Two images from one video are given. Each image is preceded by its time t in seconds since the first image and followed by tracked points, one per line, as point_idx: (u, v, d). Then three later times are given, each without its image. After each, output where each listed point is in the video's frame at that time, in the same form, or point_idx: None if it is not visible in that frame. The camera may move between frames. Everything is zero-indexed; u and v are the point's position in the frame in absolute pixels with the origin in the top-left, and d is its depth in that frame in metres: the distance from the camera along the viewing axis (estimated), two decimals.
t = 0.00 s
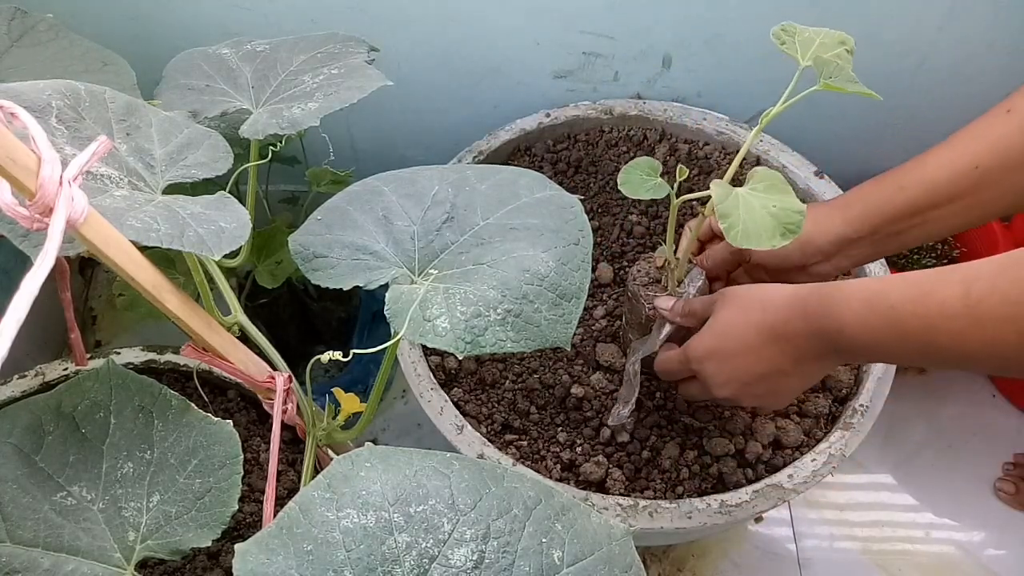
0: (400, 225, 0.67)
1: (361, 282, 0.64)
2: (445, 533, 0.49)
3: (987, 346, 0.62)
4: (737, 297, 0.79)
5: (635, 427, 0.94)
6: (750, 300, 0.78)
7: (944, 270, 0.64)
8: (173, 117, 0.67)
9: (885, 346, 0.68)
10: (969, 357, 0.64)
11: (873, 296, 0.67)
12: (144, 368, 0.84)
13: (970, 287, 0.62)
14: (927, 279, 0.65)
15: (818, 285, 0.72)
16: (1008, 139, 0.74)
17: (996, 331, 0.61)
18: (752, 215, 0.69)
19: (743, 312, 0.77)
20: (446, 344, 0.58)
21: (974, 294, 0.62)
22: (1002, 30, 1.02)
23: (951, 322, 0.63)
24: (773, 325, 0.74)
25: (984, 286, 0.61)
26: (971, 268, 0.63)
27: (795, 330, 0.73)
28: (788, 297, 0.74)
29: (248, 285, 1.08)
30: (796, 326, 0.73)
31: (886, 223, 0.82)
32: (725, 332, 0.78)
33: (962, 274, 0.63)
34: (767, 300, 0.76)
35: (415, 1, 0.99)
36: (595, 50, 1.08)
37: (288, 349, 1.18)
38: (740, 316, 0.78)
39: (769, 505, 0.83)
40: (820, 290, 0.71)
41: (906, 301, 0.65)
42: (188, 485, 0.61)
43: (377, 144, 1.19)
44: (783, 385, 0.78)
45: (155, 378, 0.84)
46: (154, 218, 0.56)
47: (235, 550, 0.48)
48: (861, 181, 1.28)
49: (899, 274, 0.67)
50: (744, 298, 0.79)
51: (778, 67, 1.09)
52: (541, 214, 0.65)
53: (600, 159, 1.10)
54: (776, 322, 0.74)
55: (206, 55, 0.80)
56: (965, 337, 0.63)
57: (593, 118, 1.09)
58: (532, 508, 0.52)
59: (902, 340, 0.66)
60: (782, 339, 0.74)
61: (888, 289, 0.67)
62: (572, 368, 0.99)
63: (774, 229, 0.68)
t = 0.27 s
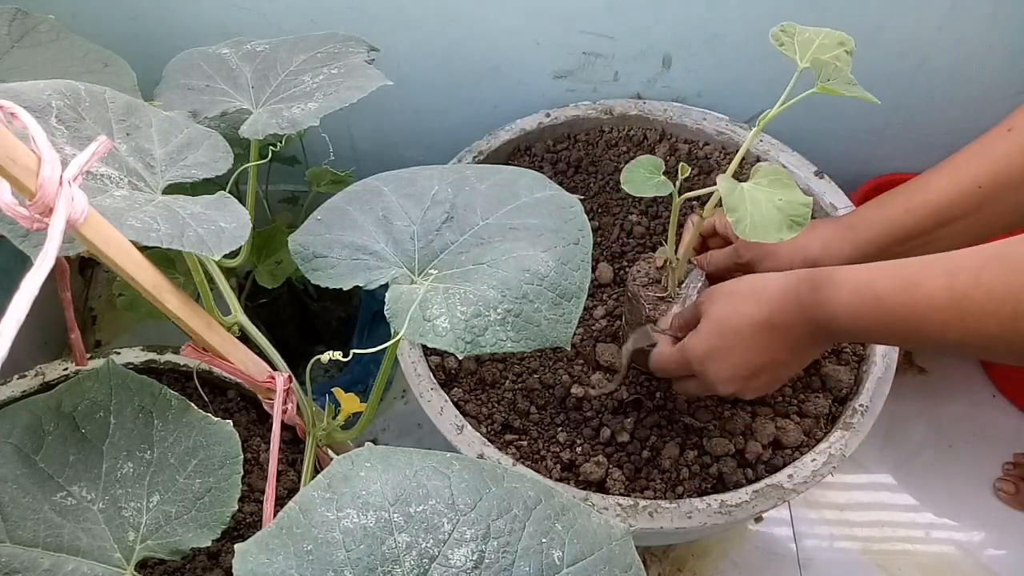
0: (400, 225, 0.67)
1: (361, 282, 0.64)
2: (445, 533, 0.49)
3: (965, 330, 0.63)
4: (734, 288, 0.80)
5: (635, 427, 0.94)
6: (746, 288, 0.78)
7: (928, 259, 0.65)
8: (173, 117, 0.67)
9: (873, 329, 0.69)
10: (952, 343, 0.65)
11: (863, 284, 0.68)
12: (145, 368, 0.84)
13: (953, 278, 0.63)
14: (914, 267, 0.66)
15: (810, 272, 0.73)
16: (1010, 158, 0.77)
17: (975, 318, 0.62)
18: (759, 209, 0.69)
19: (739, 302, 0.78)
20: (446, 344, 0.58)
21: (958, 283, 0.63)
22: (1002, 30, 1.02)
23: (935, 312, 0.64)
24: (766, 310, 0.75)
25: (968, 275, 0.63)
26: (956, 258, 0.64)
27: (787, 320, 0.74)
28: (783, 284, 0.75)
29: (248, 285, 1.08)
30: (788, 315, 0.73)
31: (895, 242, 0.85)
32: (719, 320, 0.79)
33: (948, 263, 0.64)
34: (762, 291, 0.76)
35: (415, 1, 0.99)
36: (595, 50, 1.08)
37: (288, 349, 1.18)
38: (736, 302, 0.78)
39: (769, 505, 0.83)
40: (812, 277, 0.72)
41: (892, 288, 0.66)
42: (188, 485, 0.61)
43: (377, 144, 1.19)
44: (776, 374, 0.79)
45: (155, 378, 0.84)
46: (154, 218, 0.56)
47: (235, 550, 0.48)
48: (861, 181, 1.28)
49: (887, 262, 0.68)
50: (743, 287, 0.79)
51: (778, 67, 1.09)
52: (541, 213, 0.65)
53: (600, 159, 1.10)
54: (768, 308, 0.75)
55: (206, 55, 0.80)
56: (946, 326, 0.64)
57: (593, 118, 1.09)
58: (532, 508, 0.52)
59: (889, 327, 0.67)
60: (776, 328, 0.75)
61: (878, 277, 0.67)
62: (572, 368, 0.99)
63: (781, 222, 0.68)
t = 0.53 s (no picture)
0: (400, 225, 0.67)
1: (361, 282, 0.64)
2: (445, 533, 0.49)
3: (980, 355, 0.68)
4: (748, 322, 0.81)
5: (635, 427, 0.95)
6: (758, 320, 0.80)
7: (946, 293, 0.68)
8: (173, 117, 0.67)
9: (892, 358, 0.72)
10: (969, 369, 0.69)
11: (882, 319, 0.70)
12: (144, 368, 0.84)
13: (968, 312, 0.67)
14: (929, 297, 0.69)
15: (826, 304, 0.75)
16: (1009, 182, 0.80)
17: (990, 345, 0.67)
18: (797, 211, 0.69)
19: (756, 338, 0.79)
20: (446, 344, 0.58)
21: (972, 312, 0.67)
22: (1001, 30, 1.02)
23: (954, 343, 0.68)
24: (787, 344, 0.76)
25: (981, 308, 0.66)
26: (969, 287, 0.67)
27: (809, 355, 0.76)
28: (799, 317, 0.76)
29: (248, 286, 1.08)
30: (809, 348, 0.75)
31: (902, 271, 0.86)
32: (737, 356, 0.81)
33: (962, 292, 0.68)
34: (777, 324, 0.78)
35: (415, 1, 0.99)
36: (595, 50, 1.08)
37: (288, 349, 1.18)
38: (752, 336, 0.80)
39: (769, 505, 0.83)
40: (829, 310, 0.74)
41: (911, 321, 0.69)
42: (188, 485, 0.61)
43: (377, 144, 1.19)
44: (796, 400, 0.82)
45: (155, 378, 0.84)
46: (154, 218, 0.56)
47: (235, 550, 0.48)
48: (861, 181, 1.28)
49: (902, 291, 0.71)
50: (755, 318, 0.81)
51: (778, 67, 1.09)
52: (541, 213, 0.65)
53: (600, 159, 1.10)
54: (787, 342, 0.76)
55: (206, 55, 0.80)
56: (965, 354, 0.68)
57: (593, 118, 1.09)
58: (532, 508, 0.52)
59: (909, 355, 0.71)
60: (798, 362, 0.77)
61: (895, 311, 0.70)
62: (572, 368, 0.99)
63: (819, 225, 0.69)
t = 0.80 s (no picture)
0: (400, 225, 0.67)
1: (361, 282, 0.64)
2: (445, 533, 0.49)
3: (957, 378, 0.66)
4: (748, 339, 0.84)
5: (635, 426, 0.95)
6: (759, 337, 0.83)
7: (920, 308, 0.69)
8: (173, 116, 0.67)
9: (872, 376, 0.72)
10: (942, 387, 0.68)
11: (864, 335, 0.71)
12: (144, 368, 0.84)
13: (941, 327, 0.66)
14: (908, 316, 0.69)
15: (820, 324, 0.77)
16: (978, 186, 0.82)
17: (962, 363, 0.65)
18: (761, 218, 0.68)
19: (752, 351, 0.82)
20: (446, 344, 0.58)
21: (948, 332, 0.65)
22: (1001, 30, 1.02)
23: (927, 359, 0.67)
24: (780, 357, 0.79)
25: (953, 323, 0.65)
26: (946, 305, 0.66)
27: (799, 368, 0.78)
28: (795, 334, 0.79)
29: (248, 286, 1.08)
30: (800, 364, 0.78)
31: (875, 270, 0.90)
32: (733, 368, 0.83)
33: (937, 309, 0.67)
34: (774, 340, 0.81)
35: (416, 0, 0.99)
36: (595, 49, 1.08)
37: (288, 349, 1.18)
38: (750, 350, 0.83)
39: (769, 505, 0.83)
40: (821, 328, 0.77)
41: (889, 337, 0.70)
42: (188, 485, 0.61)
43: (377, 144, 1.19)
44: (792, 420, 0.82)
45: (155, 378, 0.84)
46: (154, 218, 0.56)
47: (235, 550, 0.48)
48: (861, 181, 1.28)
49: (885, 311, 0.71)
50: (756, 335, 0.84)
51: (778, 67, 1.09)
52: (541, 213, 0.65)
53: (600, 159, 1.10)
54: (781, 356, 0.79)
55: (206, 55, 0.80)
56: (938, 373, 0.67)
57: (593, 118, 1.09)
58: (532, 508, 0.52)
59: (887, 372, 0.71)
60: (790, 376, 0.79)
61: (876, 326, 0.71)
62: (572, 368, 0.99)
63: (786, 234, 0.68)
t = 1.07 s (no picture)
0: (400, 225, 0.67)
1: (361, 282, 0.64)
2: (445, 533, 0.49)
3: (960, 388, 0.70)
4: (750, 342, 0.84)
5: (635, 426, 0.95)
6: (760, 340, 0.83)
7: (927, 321, 0.71)
8: (173, 116, 0.67)
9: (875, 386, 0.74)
10: (944, 398, 0.71)
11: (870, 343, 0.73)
12: (144, 368, 0.84)
13: (949, 340, 0.70)
14: (913, 326, 0.72)
15: (823, 328, 0.78)
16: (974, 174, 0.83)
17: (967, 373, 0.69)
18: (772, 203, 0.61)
19: (753, 353, 0.82)
20: (446, 344, 0.58)
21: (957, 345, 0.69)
22: (1001, 29, 1.02)
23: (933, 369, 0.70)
24: (782, 359, 0.79)
25: (960, 335, 0.69)
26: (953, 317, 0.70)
27: (804, 373, 0.78)
28: (796, 338, 0.79)
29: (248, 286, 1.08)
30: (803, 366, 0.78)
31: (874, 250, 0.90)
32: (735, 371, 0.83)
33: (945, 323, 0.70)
34: (777, 343, 0.80)
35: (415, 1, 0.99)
36: (595, 50, 1.08)
37: (288, 349, 1.18)
38: (751, 352, 0.83)
39: (769, 505, 0.83)
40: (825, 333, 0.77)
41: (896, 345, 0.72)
42: (188, 485, 0.61)
43: (377, 144, 1.19)
44: (794, 424, 0.82)
45: (155, 378, 0.84)
46: (154, 218, 0.56)
47: (235, 549, 0.48)
48: (861, 181, 1.28)
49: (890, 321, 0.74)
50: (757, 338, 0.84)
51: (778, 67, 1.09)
52: (541, 213, 0.65)
53: (600, 159, 1.10)
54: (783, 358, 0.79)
55: (206, 55, 0.80)
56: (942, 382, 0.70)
57: (593, 118, 1.09)
58: (532, 508, 0.52)
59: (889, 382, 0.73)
60: (792, 378, 0.79)
61: (882, 334, 0.73)
62: (572, 368, 0.99)
63: (797, 217, 0.60)
